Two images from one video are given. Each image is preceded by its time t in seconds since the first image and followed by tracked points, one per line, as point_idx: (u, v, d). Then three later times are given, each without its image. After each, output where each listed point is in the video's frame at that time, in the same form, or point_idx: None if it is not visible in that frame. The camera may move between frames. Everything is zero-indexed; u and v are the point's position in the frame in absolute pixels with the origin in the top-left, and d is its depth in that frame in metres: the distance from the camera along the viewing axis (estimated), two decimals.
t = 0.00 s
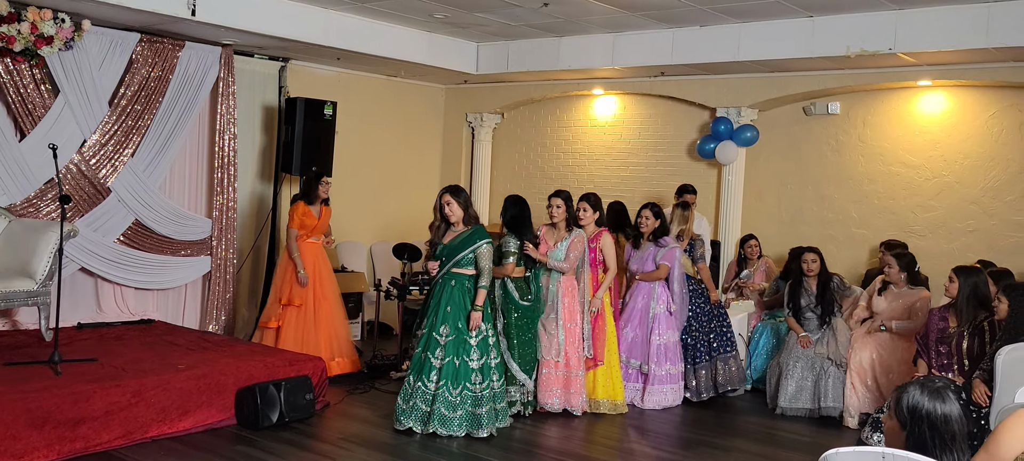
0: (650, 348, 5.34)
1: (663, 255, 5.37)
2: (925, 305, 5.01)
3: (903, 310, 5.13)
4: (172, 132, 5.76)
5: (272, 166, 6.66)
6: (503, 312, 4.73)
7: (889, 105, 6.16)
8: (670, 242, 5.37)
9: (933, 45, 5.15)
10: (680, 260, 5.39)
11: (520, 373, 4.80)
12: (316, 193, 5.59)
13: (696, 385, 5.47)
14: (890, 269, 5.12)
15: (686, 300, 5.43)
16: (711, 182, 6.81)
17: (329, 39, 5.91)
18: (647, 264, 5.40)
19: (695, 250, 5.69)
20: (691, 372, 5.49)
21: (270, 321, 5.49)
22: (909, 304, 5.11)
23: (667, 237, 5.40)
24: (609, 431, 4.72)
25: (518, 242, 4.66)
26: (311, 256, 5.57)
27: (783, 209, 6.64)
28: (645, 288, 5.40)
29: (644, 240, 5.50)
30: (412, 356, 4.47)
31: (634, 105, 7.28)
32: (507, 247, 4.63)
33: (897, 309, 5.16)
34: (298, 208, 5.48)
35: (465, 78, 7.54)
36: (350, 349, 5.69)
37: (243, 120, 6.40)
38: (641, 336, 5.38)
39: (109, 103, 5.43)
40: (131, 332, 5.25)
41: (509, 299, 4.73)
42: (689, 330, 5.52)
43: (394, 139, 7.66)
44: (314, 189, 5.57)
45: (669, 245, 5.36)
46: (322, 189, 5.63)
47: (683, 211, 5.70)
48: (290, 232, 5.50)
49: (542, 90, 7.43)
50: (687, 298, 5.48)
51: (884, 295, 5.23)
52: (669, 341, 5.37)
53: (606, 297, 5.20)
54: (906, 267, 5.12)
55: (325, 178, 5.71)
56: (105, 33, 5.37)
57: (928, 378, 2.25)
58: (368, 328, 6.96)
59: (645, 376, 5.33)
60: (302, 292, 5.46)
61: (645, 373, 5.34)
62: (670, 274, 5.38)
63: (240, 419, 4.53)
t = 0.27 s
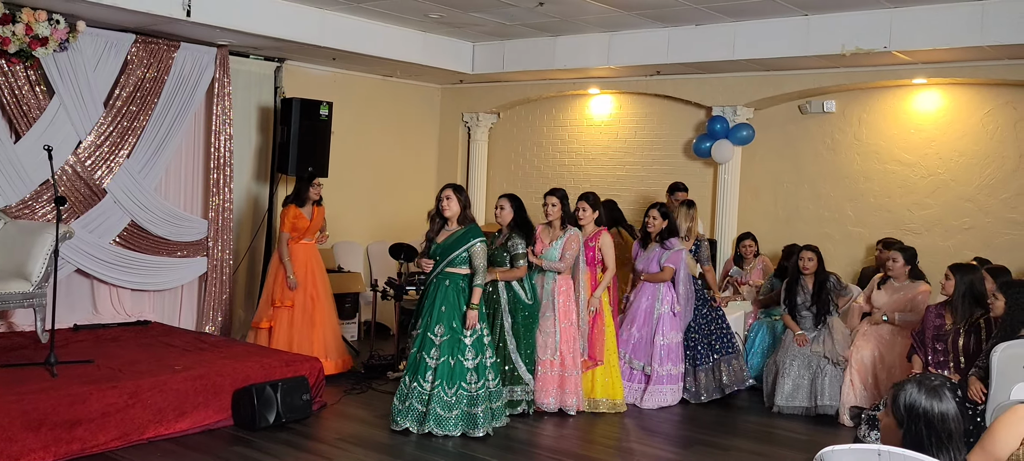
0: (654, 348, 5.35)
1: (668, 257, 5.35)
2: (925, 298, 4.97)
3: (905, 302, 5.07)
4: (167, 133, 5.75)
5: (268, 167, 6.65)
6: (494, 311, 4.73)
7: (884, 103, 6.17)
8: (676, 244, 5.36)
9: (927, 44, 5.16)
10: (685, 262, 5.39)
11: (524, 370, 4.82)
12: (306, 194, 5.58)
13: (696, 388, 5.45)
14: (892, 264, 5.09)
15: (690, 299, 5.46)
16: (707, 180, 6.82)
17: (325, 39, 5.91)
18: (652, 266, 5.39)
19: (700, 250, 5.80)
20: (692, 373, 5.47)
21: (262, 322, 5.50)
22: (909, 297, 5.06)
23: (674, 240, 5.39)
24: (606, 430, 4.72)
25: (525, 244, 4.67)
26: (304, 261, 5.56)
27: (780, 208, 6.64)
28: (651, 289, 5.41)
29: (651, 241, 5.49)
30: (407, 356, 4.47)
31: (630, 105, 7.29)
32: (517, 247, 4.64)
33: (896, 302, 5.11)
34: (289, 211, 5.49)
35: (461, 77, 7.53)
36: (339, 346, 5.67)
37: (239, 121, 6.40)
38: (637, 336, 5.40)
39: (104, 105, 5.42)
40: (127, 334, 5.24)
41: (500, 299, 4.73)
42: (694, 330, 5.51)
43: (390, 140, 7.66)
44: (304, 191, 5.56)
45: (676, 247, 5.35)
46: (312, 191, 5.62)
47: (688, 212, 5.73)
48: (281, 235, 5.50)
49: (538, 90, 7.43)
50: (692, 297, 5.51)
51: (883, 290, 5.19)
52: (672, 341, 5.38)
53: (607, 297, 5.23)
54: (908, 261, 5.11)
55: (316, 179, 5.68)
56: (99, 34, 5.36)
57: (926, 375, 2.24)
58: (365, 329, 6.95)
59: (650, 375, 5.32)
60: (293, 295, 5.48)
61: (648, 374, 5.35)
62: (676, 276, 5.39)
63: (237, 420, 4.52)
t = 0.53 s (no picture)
0: (650, 345, 5.36)
1: (669, 256, 5.34)
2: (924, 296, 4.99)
3: (902, 300, 5.09)
4: (164, 134, 5.74)
5: (265, 167, 6.64)
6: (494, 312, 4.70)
7: (881, 101, 6.17)
8: (677, 244, 5.34)
9: (924, 42, 5.16)
10: (686, 261, 5.38)
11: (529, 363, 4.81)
12: (304, 194, 5.56)
13: (695, 388, 5.43)
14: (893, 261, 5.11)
15: (690, 298, 5.44)
16: (705, 179, 6.82)
17: (322, 39, 5.90)
18: (653, 264, 5.40)
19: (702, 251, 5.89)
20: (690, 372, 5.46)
21: (260, 322, 5.52)
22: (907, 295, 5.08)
23: (677, 239, 5.37)
24: (604, 429, 4.72)
25: (522, 244, 4.68)
26: (303, 262, 5.56)
27: (777, 206, 6.65)
28: (652, 288, 5.42)
29: (654, 239, 5.50)
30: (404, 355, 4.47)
31: (628, 104, 7.29)
32: (514, 247, 4.65)
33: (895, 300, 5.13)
34: (287, 211, 5.49)
35: (458, 77, 7.53)
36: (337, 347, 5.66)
37: (236, 121, 6.40)
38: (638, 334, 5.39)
39: (100, 105, 5.41)
40: (124, 335, 5.24)
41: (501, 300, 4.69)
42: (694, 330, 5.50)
43: (387, 140, 7.66)
44: (302, 191, 5.54)
45: (676, 247, 5.34)
46: (311, 191, 5.61)
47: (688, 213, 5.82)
48: (278, 236, 5.52)
49: (535, 89, 7.43)
50: (693, 295, 5.49)
51: (883, 289, 5.22)
52: (672, 341, 5.36)
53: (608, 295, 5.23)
54: (908, 259, 5.13)
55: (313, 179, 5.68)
56: (96, 35, 5.36)
57: (922, 373, 2.25)
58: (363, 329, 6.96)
59: (649, 374, 5.32)
60: (291, 295, 5.47)
61: (646, 372, 5.35)
62: (676, 275, 5.38)
63: (235, 420, 4.52)
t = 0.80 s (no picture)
0: (647, 344, 5.36)
1: (669, 255, 5.35)
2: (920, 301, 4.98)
3: (892, 307, 5.10)
4: (163, 134, 5.74)
5: (264, 167, 6.64)
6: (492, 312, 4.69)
7: (880, 100, 6.17)
8: (677, 243, 5.34)
9: (923, 41, 5.16)
10: (687, 259, 5.36)
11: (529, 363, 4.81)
12: (310, 194, 5.57)
13: (694, 386, 5.44)
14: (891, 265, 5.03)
15: (691, 297, 5.42)
16: (704, 178, 6.82)
17: (321, 39, 5.90)
18: (653, 264, 5.39)
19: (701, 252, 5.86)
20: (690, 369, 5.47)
21: (265, 323, 5.51)
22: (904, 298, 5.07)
23: (677, 237, 5.37)
24: (603, 428, 4.72)
25: (521, 243, 4.66)
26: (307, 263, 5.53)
27: (777, 206, 6.64)
28: (652, 287, 5.41)
29: (654, 238, 5.50)
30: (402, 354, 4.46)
31: (627, 103, 7.29)
32: (514, 247, 4.64)
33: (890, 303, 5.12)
34: (291, 212, 5.50)
35: (458, 77, 7.53)
36: (337, 349, 5.65)
37: (236, 121, 6.39)
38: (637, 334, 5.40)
39: (99, 105, 5.41)
40: (123, 335, 5.23)
41: (501, 305, 4.69)
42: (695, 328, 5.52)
43: (387, 140, 7.66)
44: (308, 191, 5.54)
45: (676, 246, 5.34)
46: (316, 191, 5.61)
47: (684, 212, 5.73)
48: (283, 235, 5.50)
49: (534, 89, 7.43)
50: (693, 294, 5.47)
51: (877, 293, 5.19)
52: (671, 340, 5.36)
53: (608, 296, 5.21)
54: (906, 262, 5.06)
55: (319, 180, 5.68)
56: (95, 35, 5.36)
57: (917, 372, 2.24)
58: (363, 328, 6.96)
59: (645, 372, 5.32)
60: (298, 295, 5.45)
61: (642, 370, 5.35)
62: (677, 274, 5.36)
63: (234, 420, 4.52)
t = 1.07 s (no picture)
0: (644, 343, 5.35)
1: (664, 253, 5.35)
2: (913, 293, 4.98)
3: (885, 302, 5.11)
4: (160, 134, 5.74)
5: (262, 167, 6.64)
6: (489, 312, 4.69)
7: (878, 98, 6.17)
8: (672, 240, 5.35)
9: (920, 39, 5.16)
10: (682, 258, 5.37)
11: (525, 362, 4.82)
12: (314, 195, 5.58)
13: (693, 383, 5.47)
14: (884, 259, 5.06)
15: (685, 297, 5.44)
16: (702, 177, 6.82)
17: (318, 39, 5.90)
18: (647, 261, 5.41)
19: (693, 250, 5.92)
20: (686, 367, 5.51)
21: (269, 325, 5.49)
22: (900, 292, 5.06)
23: (672, 236, 5.39)
24: (602, 428, 4.72)
25: (521, 243, 4.66)
26: (314, 263, 5.54)
27: (774, 204, 6.64)
28: (647, 286, 5.41)
29: (648, 236, 5.48)
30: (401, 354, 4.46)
31: (625, 102, 7.29)
32: (514, 247, 4.64)
33: (884, 299, 5.11)
34: (297, 212, 5.50)
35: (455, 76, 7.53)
36: (337, 351, 5.64)
37: (233, 121, 6.39)
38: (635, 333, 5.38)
39: (96, 106, 5.41)
40: (121, 335, 5.23)
41: (501, 305, 4.68)
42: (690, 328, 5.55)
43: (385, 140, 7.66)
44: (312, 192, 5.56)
45: (671, 243, 5.35)
46: (319, 191, 5.62)
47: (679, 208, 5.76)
48: (294, 235, 5.50)
49: (532, 88, 7.42)
50: (688, 294, 5.48)
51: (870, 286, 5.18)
52: (667, 338, 5.36)
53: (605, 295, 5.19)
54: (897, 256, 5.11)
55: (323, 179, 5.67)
56: (92, 35, 5.35)
57: (914, 370, 2.24)
58: (362, 328, 6.96)
59: (641, 371, 5.31)
60: (302, 295, 5.45)
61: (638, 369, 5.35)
62: (672, 273, 5.37)
63: (233, 421, 4.52)
